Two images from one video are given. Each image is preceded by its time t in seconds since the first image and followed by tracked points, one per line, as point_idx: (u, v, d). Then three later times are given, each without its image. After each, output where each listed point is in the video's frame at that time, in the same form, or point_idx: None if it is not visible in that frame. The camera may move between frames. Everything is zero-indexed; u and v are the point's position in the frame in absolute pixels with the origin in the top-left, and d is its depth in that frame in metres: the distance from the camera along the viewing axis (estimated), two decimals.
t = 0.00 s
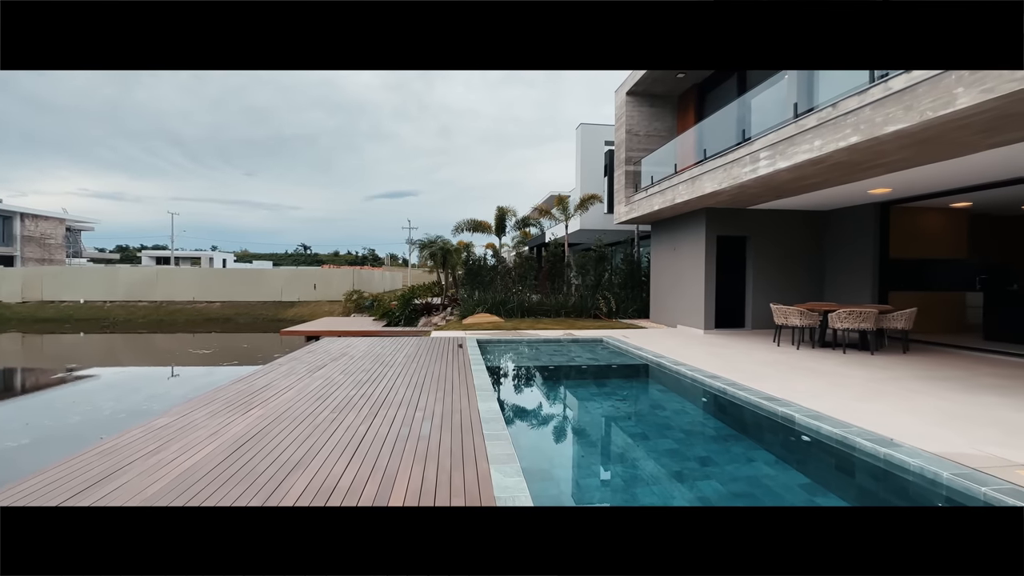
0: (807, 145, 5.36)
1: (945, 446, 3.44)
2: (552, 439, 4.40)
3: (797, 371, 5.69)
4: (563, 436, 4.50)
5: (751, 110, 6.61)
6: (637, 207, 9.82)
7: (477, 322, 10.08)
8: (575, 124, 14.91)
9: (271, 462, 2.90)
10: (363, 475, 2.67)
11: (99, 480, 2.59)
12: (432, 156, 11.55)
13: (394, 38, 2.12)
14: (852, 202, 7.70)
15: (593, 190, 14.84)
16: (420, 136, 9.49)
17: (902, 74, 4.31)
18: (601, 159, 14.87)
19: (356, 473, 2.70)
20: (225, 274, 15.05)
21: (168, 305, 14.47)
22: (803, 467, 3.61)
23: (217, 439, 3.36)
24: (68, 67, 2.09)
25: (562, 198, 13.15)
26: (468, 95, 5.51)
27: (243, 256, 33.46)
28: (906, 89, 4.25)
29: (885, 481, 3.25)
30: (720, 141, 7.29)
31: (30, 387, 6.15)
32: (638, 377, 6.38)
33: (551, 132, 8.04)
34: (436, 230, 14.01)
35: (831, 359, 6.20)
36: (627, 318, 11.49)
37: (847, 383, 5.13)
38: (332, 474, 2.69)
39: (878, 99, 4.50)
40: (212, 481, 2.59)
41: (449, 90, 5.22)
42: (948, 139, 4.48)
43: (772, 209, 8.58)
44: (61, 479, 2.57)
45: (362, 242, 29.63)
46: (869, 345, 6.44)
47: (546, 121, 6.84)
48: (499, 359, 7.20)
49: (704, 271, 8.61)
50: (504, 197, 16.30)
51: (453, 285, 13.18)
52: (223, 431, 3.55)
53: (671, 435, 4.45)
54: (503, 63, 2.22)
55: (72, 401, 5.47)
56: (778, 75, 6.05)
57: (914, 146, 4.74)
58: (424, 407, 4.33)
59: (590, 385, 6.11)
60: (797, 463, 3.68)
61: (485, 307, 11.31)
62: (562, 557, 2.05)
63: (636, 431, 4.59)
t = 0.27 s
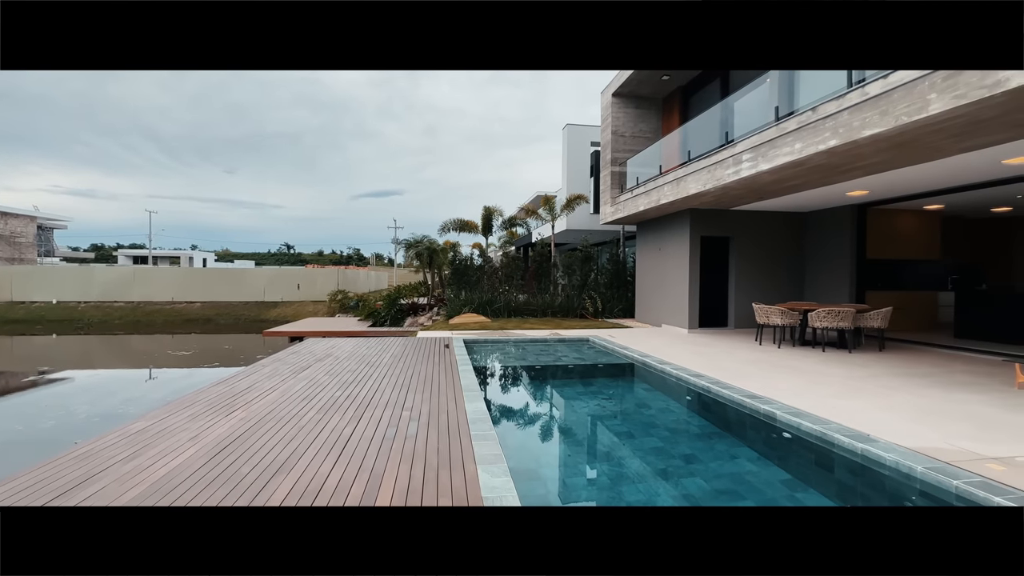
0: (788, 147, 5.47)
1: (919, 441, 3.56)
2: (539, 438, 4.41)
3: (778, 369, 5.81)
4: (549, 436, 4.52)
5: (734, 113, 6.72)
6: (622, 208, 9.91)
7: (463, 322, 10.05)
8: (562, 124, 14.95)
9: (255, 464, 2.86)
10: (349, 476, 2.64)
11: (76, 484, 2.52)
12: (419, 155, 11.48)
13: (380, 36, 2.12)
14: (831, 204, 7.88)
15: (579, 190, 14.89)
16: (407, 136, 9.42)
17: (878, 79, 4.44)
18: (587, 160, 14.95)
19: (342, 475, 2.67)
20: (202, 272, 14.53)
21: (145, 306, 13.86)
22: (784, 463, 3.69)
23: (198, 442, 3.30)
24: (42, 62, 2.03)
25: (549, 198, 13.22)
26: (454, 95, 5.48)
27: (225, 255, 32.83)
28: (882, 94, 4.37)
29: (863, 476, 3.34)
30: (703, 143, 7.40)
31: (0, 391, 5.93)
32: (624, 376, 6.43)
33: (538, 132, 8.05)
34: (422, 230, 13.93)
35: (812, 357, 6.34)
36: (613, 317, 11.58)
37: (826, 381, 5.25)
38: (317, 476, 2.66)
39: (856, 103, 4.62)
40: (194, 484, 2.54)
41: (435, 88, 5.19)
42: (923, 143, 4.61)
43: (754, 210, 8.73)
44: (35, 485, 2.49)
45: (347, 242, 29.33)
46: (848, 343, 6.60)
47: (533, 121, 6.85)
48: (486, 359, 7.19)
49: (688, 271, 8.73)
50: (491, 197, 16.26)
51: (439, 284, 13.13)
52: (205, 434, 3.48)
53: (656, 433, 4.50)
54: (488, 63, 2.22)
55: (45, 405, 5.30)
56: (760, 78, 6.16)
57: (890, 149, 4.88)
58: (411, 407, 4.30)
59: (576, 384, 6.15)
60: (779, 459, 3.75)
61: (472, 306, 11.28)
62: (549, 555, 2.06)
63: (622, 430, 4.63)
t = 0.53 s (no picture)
0: (767, 150, 5.60)
1: (891, 436, 3.67)
2: (523, 438, 4.43)
3: (758, 366, 5.94)
4: (534, 436, 4.53)
5: (715, 115, 6.84)
6: (607, 208, 9.99)
7: (448, 322, 10.01)
8: (546, 125, 15.02)
9: (234, 469, 2.79)
10: (332, 480, 2.60)
11: (44, 492, 2.43)
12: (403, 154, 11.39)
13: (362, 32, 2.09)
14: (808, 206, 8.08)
15: (564, 190, 14.97)
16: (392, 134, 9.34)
17: (853, 85, 4.57)
18: (571, 160, 15.04)
19: (324, 478, 2.63)
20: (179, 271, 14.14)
21: (119, 307, 12.97)
22: (763, 459, 3.77)
23: (174, 446, 3.21)
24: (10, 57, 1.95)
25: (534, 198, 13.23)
26: (438, 94, 5.45)
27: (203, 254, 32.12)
28: (857, 99, 4.51)
29: (839, 471, 3.43)
30: (686, 145, 7.50)
31: None
32: (608, 375, 6.49)
33: (523, 131, 8.08)
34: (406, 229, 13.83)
35: (790, 354, 6.49)
36: (597, 317, 11.68)
37: (804, 378, 5.39)
38: (299, 480, 2.61)
39: (832, 108, 4.75)
40: (170, 490, 2.47)
41: (419, 87, 5.16)
42: (896, 147, 4.77)
43: (735, 211, 8.90)
44: None
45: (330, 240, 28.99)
46: (824, 341, 6.78)
47: (518, 121, 6.86)
48: (470, 359, 7.17)
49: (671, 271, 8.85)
50: (475, 196, 16.23)
51: (423, 284, 13.10)
52: (181, 438, 3.39)
53: (640, 431, 4.55)
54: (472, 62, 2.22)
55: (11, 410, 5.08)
56: (741, 82, 6.28)
57: (864, 153, 5.03)
58: (395, 408, 4.26)
59: (560, 383, 6.17)
60: (759, 456, 3.83)
61: (457, 306, 11.25)
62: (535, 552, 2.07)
63: (606, 429, 4.67)
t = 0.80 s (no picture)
0: (746, 152, 5.72)
1: (864, 430, 3.79)
2: (508, 437, 4.43)
3: (738, 364, 6.06)
4: (518, 435, 4.53)
5: (696, 118, 6.95)
6: (590, 208, 10.06)
7: (432, 322, 9.95)
8: (531, 125, 15.06)
9: (212, 473, 2.72)
10: (314, 482, 2.56)
11: (9, 501, 2.32)
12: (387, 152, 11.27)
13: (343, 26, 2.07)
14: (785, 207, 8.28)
15: (548, 190, 15.03)
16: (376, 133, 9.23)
17: (828, 90, 4.70)
18: (555, 161, 15.10)
19: (306, 481, 2.58)
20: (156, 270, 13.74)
21: (88, 307, 12.55)
22: (743, 455, 3.85)
23: (148, 451, 3.10)
24: None
25: (518, 198, 13.21)
26: (421, 92, 5.40)
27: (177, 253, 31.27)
28: (831, 104, 4.64)
29: (815, 465, 3.53)
30: (667, 147, 7.61)
31: None
32: (592, 374, 6.53)
33: (506, 131, 8.09)
34: (389, 228, 13.70)
35: (768, 352, 6.64)
36: (580, 316, 11.75)
37: (781, 375, 5.52)
38: (280, 483, 2.56)
39: (808, 112, 4.88)
40: (145, 496, 2.39)
41: (401, 85, 5.10)
42: (867, 151, 4.93)
43: (714, 212, 9.06)
44: None
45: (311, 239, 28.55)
46: (800, 339, 6.96)
47: (502, 121, 6.85)
48: (454, 359, 7.13)
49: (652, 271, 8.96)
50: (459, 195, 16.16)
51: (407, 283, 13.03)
52: (156, 442, 3.29)
53: (623, 429, 4.60)
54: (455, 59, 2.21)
55: None
56: (720, 85, 6.40)
57: (838, 156, 5.18)
58: (379, 409, 4.21)
59: (544, 383, 6.19)
60: (738, 451, 3.91)
61: (440, 306, 11.18)
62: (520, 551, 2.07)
63: (590, 427, 4.70)
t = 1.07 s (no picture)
0: (725, 155, 5.84)
1: (838, 426, 3.91)
2: (492, 438, 4.42)
3: (717, 363, 6.18)
4: (501, 435, 4.52)
5: (676, 121, 7.07)
6: (573, 209, 10.14)
7: (415, 322, 9.88)
8: (514, 126, 15.11)
9: (187, 480, 2.64)
10: (295, 487, 2.51)
11: None
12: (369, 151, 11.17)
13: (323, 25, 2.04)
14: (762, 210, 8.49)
15: (531, 191, 15.09)
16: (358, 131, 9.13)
17: (803, 96, 4.83)
18: (537, 162, 15.17)
19: (286, 486, 2.53)
20: (128, 270, 13.18)
21: (54, 309, 11.86)
22: (723, 452, 3.92)
23: (119, 459, 2.99)
24: None
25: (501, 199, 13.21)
26: (404, 91, 5.35)
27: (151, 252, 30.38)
28: (806, 109, 4.78)
29: (791, 460, 3.63)
30: (649, 149, 7.72)
31: None
32: (575, 373, 6.57)
33: (490, 131, 8.09)
34: (371, 228, 13.56)
35: (747, 351, 6.79)
36: (564, 316, 11.80)
37: (759, 373, 5.65)
38: (259, 489, 2.50)
39: (784, 117, 5.01)
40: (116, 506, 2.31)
41: (383, 83, 5.05)
42: (840, 155, 5.09)
43: (695, 214, 9.23)
44: None
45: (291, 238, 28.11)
46: (777, 338, 7.15)
47: (486, 121, 6.85)
48: (437, 360, 7.09)
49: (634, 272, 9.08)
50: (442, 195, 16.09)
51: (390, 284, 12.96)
52: (127, 449, 3.18)
53: (606, 428, 4.64)
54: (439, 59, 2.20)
55: None
56: (700, 89, 6.53)
57: (812, 161, 5.33)
58: (361, 412, 4.15)
59: (528, 383, 6.20)
60: (718, 448, 3.99)
61: (423, 307, 11.11)
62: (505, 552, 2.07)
63: (573, 427, 4.73)
